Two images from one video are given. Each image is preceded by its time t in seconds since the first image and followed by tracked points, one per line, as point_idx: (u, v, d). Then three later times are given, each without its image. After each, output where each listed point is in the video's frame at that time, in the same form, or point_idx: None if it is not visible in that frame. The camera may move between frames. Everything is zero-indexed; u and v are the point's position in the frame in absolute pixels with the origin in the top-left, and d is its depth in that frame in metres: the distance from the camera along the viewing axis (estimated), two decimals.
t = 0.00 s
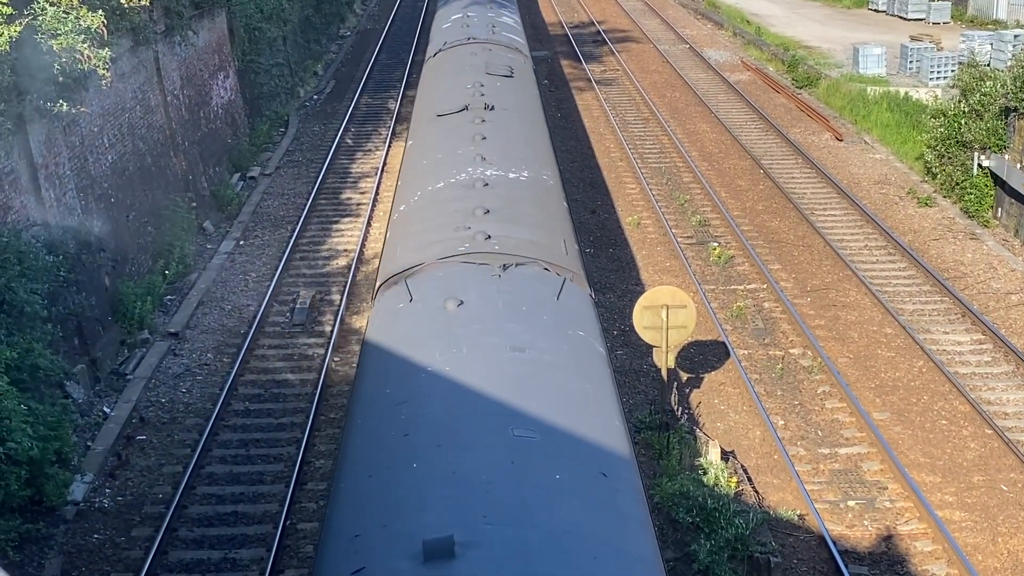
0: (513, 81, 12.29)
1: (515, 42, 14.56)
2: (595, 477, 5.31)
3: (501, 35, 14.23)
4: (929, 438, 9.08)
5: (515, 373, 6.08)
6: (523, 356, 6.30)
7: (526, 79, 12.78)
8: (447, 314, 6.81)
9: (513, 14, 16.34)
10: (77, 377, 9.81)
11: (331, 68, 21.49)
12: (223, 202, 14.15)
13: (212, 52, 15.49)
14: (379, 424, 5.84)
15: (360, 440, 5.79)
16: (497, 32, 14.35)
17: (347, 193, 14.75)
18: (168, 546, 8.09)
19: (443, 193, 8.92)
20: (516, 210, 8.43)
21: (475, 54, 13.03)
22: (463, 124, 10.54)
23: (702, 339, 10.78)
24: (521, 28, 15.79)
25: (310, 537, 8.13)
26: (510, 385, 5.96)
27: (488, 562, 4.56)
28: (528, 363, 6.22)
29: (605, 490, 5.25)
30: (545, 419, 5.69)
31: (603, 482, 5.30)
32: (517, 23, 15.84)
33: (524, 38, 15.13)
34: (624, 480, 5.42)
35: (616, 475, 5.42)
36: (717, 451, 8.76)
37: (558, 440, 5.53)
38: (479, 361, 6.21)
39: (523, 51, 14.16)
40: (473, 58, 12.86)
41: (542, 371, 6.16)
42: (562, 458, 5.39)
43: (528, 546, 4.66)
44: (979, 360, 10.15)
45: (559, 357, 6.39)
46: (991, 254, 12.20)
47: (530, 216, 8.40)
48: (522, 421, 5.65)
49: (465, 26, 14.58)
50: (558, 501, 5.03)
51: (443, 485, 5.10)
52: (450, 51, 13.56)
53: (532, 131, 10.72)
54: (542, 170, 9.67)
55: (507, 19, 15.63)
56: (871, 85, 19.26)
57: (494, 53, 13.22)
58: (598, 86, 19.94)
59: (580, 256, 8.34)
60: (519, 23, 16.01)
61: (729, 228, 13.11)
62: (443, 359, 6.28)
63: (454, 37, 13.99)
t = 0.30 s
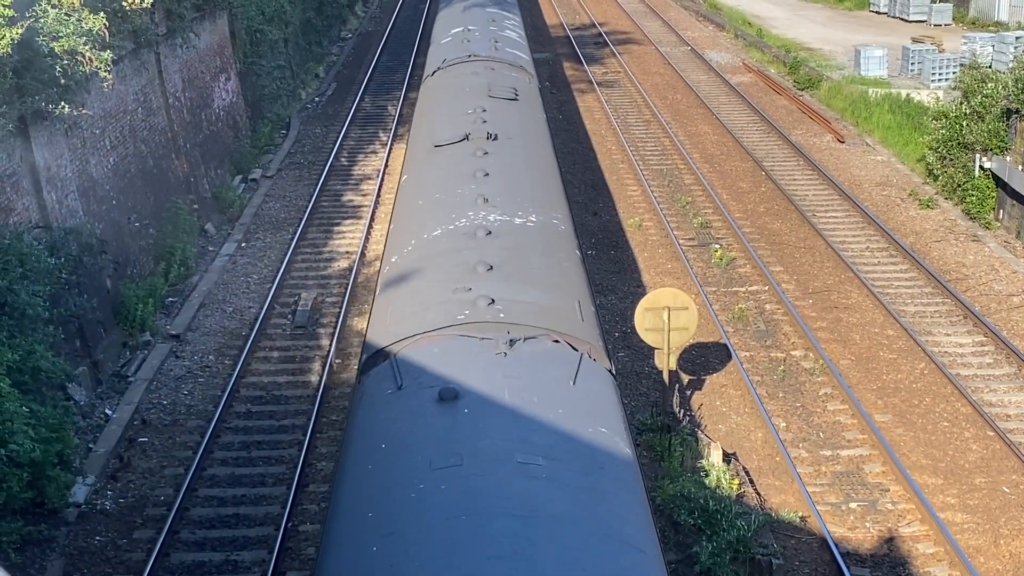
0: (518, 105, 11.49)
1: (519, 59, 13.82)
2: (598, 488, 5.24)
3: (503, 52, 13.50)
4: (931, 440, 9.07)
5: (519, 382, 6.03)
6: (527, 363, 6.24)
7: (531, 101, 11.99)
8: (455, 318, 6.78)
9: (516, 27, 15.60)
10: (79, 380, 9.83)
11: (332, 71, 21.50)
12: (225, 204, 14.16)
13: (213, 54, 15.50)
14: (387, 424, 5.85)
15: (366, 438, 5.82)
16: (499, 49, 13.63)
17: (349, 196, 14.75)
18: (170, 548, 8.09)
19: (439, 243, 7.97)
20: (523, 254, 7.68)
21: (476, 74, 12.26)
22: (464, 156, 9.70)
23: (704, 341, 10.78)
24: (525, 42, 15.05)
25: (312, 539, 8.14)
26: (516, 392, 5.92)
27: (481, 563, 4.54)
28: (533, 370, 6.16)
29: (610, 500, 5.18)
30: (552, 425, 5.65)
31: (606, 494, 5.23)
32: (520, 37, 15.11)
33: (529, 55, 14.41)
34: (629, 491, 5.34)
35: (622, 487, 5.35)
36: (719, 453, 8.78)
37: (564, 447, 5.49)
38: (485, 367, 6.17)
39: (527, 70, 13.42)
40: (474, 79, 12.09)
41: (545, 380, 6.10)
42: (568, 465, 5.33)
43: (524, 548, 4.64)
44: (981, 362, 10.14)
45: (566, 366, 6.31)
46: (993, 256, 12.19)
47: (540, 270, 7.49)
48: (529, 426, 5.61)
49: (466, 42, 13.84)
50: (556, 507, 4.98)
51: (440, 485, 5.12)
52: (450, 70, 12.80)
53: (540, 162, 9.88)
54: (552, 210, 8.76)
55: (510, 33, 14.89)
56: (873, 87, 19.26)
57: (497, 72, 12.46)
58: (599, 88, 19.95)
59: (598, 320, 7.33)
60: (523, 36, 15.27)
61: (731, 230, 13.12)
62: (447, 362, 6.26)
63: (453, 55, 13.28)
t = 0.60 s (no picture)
0: (523, 137, 10.62)
1: (523, 80, 12.97)
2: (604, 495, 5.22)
3: (506, 74, 12.64)
4: (933, 444, 9.07)
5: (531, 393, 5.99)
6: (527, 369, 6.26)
7: (538, 130, 11.12)
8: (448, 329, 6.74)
9: (521, 44, 14.78)
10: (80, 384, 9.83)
11: (334, 76, 21.52)
12: (226, 209, 14.17)
13: (215, 59, 15.51)
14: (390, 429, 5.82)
15: (372, 439, 5.83)
16: (502, 70, 12.78)
17: (351, 200, 14.75)
18: (172, 553, 8.09)
19: (438, 287, 7.35)
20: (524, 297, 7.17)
21: (477, 100, 11.39)
22: (463, 200, 8.80)
23: (705, 345, 10.78)
24: (530, 61, 14.24)
25: (313, 544, 8.14)
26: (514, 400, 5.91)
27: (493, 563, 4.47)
28: (535, 380, 6.14)
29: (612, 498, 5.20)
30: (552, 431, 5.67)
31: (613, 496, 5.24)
32: (525, 56, 14.29)
33: (534, 76, 13.59)
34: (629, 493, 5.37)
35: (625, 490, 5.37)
36: (721, 458, 8.83)
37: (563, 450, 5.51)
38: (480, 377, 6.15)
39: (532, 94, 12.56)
40: (476, 105, 11.22)
41: (551, 389, 6.07)
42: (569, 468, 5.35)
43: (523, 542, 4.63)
44: (983, 366, 10.14)
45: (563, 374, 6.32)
46: (995, 261, 12.18)
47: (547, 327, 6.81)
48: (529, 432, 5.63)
49: (467, 62, 12.99)
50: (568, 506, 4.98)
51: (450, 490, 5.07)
52: (449, 93, 11.94)
53: (550, 203, 9.03)
54: (567, 266, 7.88)
55: (514, 51, 14.04)
56: (874, 91, 19.27)
57: (500, 97, 11.60)
58: (600, 92, 19.96)
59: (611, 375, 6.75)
60: (527, 55, 14.45)
61: (732, 234, 13.12)
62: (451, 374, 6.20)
63: (454, 76, 12.47)
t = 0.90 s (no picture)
0: (529, 177, 9.73)
1: (528, 109, 12.08)
2: (606, 516, 5.13)
3: (510, 102, 11.76)
4: (935, 452, 9.07)
5: (539, 410, 5.90)
6: (537, 392, 6.09)
7: (545, 169, 10.21)
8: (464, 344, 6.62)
9: (525, 65, 13.97)
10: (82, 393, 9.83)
11: (336, 84, 21.54)
12: (229, 217, 14.18)
13: (217, 67, 15.52)
14: (398, 440, 5.77)
15: (371, 445, 5.87)
16: (506, 97, 11.91)
17: (353, 208, 14.76)
18: (173, 562, 8.08)
19: (437, 294, 7.36)
20: (534, 320, 6.95)
21: (479, 135, 10.51)
22: (463, 256, 7.90)
23: (707, 353, 10.77)
24: (536, 84, 13.40)
25: (315, 553, 8.12)
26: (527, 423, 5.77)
27: None
28: (546, 402, 5.99)
29: (613, 528, 5.05)
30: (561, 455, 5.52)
31: (615, 524, 5.10)
32: (530, 79, 13.46)
33: (540, 101, 12.74)
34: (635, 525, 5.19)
35: (630, 520, 5.21)
36: (723, 466, 8.80)
37: (571, 474, 5.37)
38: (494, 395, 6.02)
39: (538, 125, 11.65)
40: (478, 141, 10.33)
41: (560, 407, 5.96)
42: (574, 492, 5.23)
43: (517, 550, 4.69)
44: (985, 374, 10.13)
45: (574, 398, 6.14)
46: (997, 268, 12.18)
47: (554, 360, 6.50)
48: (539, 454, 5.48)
49: (468, 88, 12.15)
50: (563, 532, 4.86)
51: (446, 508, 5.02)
52: (449, 125, 11.07)
53: (561, 255, 8.18)
54: (582, 336, 6.96)
55: (518, 75, 13.19)
56: (876, 99, 19.26)
57: (503, 131, 10.70)
58: (602, 100, 19.97)
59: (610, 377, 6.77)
60: (532, 78, 13.62)
61: (734, 242, 13.13)
62: (458, 388, 6.11)
63: (454, 105, 11.64)
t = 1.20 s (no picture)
0: (537, 227, 8.87)
1: (534, 143, 11.31)
2: (607, 525, 5.14)
3: (514, 138, 10.97)
4: (937, 464, 9.06)
5: (539, 420, 5.90)
6: (545, 420, 5.90)
7: (553, 216, 9.37)
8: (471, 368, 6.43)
9: (529, 92, 13.25)
10: (85, 404, 9.85)
11: (338, 95, 21.59)
12: (231, 228, 14.19)
13: (219, 79, 15.55)
14: (403, 463, 5.63)
15: (373, 454, 5.91)
16: (510, 132, 11.14)
17: (355, 219, 14.77)
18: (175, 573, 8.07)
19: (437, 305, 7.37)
20: (536, 338, 6.84)
21: (481, 178, 9.70)
22: (462, 329, 6.95)
23: (709, 365, 10.77)
24: (541, 113, 12.69)
25: (316, 564, 8.11)
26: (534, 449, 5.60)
27: None
28: (554, 429, 5.82)
29: (620, 561, 4.87)
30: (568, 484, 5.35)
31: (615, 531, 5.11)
32: (536, 107, 12.74)
33: (548, 132, 12.00)
34: (643, 556, 5.01)
35: (634, 543, 5.09)
36: (725, 477, 8.77)
37: (577, 506, 5.21)
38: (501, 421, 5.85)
39: (544, 163, 10.82)
40: (481, 185, 9.52)
41: (561, 418, 5.94)
42: (579, 525, 5.06)
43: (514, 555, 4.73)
44: (987, 385, 10.13)
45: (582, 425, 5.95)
46: (999, 279, 12.18)
47: (563, 391, 6.27)
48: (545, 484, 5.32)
49: (470, 122, 11.42)
50: (560, 540, 4.89)
51: (448, 540, 4.87)
52: (449, 166, 10.26)
53: (566, 280, 7.98)
54: (584, 347, 6.96)
55: (522, 105, 12.44)
56: (877, 110, 19.26)
57: (507, 174, 9.87)
58: (603, 111, 19.99)
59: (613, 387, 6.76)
60: (539, 106, 12.90)
61: (736, 253, 13.13)
62: (462, 410, 5.99)
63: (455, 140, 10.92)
